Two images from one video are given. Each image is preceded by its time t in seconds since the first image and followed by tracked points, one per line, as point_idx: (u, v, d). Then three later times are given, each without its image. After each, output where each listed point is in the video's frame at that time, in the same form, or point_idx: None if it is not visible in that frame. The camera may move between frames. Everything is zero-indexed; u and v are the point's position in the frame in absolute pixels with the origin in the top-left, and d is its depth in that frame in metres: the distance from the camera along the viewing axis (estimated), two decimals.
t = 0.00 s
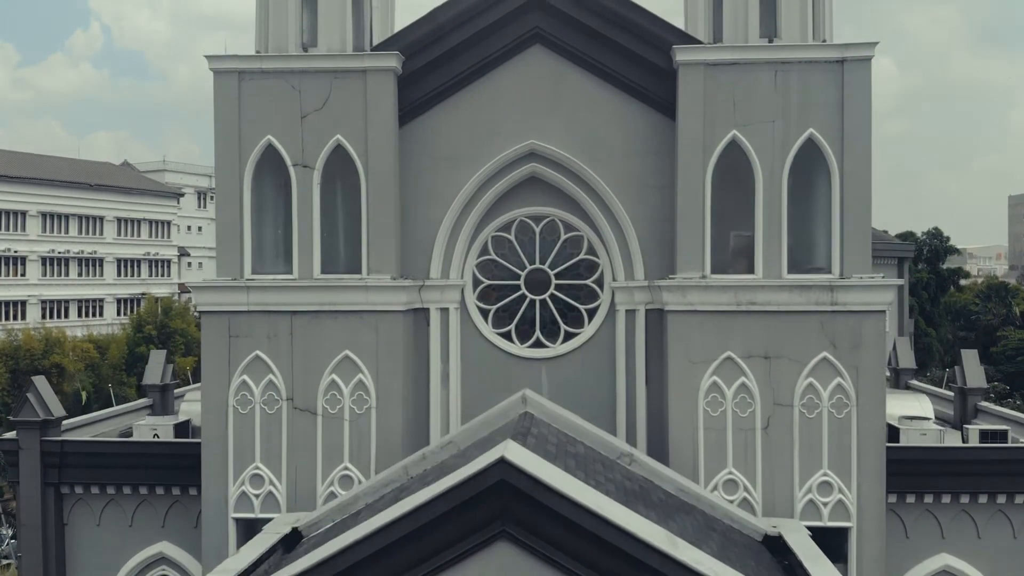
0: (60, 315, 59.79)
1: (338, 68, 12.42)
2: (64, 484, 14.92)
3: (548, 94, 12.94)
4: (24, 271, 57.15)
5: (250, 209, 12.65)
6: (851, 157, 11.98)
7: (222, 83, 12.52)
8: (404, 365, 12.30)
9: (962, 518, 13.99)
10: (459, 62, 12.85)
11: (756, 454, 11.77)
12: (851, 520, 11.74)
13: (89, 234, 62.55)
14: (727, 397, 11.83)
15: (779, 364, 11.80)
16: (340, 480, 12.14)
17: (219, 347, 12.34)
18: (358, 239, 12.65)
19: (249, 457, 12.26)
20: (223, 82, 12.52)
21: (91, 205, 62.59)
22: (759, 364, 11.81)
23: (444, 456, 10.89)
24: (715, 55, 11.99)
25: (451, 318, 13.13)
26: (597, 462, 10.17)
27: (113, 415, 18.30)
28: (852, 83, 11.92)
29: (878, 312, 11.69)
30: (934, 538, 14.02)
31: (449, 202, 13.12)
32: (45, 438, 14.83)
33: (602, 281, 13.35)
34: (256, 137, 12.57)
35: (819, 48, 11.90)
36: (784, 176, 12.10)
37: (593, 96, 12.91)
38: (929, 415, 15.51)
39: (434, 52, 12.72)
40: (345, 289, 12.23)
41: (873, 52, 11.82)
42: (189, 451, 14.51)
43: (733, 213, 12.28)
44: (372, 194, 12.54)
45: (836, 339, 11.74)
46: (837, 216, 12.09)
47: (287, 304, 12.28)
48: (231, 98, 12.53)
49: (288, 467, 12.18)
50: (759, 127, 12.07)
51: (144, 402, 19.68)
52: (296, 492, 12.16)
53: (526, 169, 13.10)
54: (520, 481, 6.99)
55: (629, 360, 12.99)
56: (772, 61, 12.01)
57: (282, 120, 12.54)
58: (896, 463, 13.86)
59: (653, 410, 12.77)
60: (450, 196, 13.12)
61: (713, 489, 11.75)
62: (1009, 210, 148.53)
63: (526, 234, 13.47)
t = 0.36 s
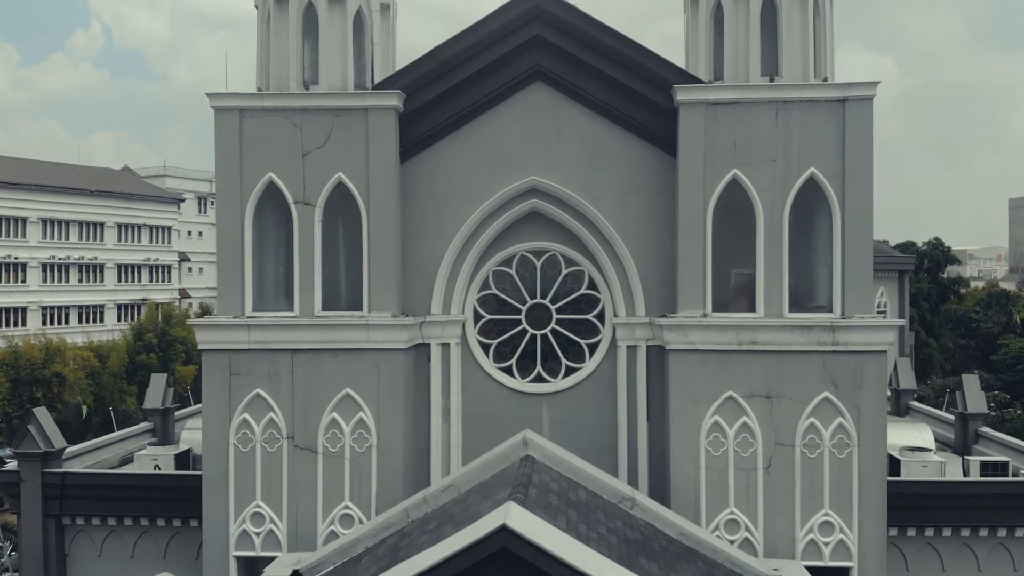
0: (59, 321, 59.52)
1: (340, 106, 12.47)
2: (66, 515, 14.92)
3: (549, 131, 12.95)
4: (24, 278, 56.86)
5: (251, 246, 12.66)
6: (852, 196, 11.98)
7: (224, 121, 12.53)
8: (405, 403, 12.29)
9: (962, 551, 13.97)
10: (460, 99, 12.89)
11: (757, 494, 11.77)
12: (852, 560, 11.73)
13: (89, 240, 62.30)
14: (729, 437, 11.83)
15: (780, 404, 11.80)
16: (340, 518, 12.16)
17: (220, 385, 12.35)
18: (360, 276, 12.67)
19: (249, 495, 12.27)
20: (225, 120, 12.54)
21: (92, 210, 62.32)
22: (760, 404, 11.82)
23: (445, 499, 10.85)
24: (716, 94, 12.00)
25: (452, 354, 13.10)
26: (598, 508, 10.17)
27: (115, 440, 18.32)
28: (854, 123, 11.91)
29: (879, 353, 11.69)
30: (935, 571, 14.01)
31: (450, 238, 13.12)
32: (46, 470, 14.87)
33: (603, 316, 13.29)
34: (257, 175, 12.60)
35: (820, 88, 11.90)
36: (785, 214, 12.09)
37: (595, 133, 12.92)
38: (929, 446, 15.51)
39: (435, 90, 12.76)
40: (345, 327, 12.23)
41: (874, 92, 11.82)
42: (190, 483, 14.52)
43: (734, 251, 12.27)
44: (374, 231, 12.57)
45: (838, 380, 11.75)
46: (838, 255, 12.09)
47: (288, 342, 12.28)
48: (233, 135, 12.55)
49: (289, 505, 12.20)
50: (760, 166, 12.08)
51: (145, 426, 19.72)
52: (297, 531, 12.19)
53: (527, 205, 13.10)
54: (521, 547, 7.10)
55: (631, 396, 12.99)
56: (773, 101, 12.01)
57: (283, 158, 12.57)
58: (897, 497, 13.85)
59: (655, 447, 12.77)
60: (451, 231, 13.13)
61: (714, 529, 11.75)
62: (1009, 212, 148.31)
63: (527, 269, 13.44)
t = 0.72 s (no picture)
0: (59, 328, 59.31)
1: (342, 147, 12.51)
2: (67, 548, 14.91)
3: (550, 170, 12.98)
4: (24, 284, 56.72)
5: (252, 286, 12.69)
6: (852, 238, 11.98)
7: (226, 161, 12.56)
8: (407, 444, 12.28)
9: None
10: (461, 139, 12.97)
11: (758, 536, 11.78)
12: None
13: (89, 247, 62.13)
14: (730, 479, 11.84)
15: (781, 446, 11.81)
16: (341, 560, 12.17)
17: (221, 426, 12.37)
18: (361, 316, 12.67)
19: (250, 536, 12.29)
20: (227, 160, 12.56)
21: (94, 217, 62.38)
22: (762, 446, 11.82)
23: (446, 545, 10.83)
24: (715, 136, 12.03)
25: (453, 392, 13.08)
26: (599, 557, 10.15)
27: (116, 467, 18.34)
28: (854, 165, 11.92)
29: (881, 395, 11.69)
30: None
31: (451, 276, 13.13)
32: (48, 503, 14.89)
33: (604, 353, 13.25)
34: (259, 215, 12.62)
35: (820, 129, 11.91)
36: (786, 256, 12.11)
37: (595, 172, 12.94)
38: (931, 479, 15.51)
39: (437, 130, 12.85)
40: (347, 369, 12.22)
41: (875, 134, 11.82)
42: (192, 517, 14.52)
43: (735, 292, 12.27)
44: (375, 271, 12.58)
45: (839, 422, 11.75)
46: (839, 296, 12.09)
47: (288, 384, 12.28)
48: (234, 176, 12.56)
49: (290, 546, 12.22)
50: (760, 208, 12.11)
51: (146, 452, 19.75)
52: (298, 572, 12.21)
53: (527, 243, 13.11)
54: None
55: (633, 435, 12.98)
56: (774, 142, 12.03)
57: (284, 198, 12.59)
58: (898, 533, 13.85)
59: (655, 486, 12.80)
60: (452, 269, 13.15)
61: (715, 572, 11.76)
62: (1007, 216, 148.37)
63: (527, 306, 13.42)
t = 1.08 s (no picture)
0: (59, 335, 55.86)
1: (343, 188, 12.54)
2: None
3: (551, 210, 13.00)
4: (25, 292, 53.18)
5: (254, 327, 12.71)
6: (853, 281, 11.99)
7: (227, 202, 12.59)
8: (407, 486, 12.29)
9: None
10: (462, 179, 13.00)
11: None
12: None
13: (90, 253, 58.14)
14: (731, 523, 11.86)
15: (782, 490, 11.83)
16: None
17: (222, 468, 12.38)
18: (362, 357, 12.69)
19: None
20: (229, 203, 12.60)
21: (92, 225, 58.32)
22: (762, 490, 11.84)
23: None
24: (716, 179, 12.05)
25: (453, 431, 13.07)
26: None
27: (117, 495, 18.34)
28: (855, 209, 11.93)
29: (881, 439, 11.70)
30: None
31: (452, 315, 13.12)
32: (49, 538, 14.93)
33: (605, 392, 13.25)
34: (261, 256, 12.63)
35: (820, 173, 11.92)
36: (787, 298, 12.12)
37: (596, 212, 12.96)
38: (932, 513, 15.51)
39: (437, 171, 12.89)
40: (348, 411, 12.22)
41: (875, 179, 11.84)
42: (192, 553, 14.52)
43: (736, 334, 12.28)
44: (376, 312, 12.57)
45: (840, 466, 11.76)
46: (840, 339, 12.09)
47: (289, 426, 12.30)
48: (236, 217, 12.59)
49: None
50: (761, 251, 12.11)
51: (147, 478, 19.77)
52: None
53: (528, 282, 13.10)
54: None
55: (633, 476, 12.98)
56: (775, 186, 12.04)
57: (286, 240, 12.61)
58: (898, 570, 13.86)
59: (655, 525, 12.82)
60: (453, 308, 13.16)
61: None
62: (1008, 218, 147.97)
63: (528, 344, 13.40)
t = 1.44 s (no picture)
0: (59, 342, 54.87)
1: (345, 229, 12.56)
2: None
3: (551, 249, 13.01)
4: (26, 299, 52.24)
5: (255, 367, 12.72)
6: (853, 323, 12.00)
7: (229, 242, 12.61)
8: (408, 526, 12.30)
9: None
10: (463, 218, 13.03)
11: None
12: None
13: (91, 260, 57.17)
14: (732, 565, 11.88)
15: (782, 532, 11.84)
16: None
17: (223, 507, 12.39)
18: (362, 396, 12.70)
19: None
20: (230, 243, 12.61)
21: (92, 231, 57.13)
22: (763, 531, 11.85)
23: None
24: (716, 221, 12.07)
25: (454, 470, 13.07)
26: None
27: (119, 522, 18.33)
28: (855, 251, 11.94)
29: (883, 481, 11.71)
30: None
31: (453, 352, 13.12)
32: (50, 572, 14.96)
33: (607, 429, 13.23)
34: (262, 296, 12.64)
35: (821, 215, 11.92)
36: (788, 339, 12.12)
37: (596, 250, 12.95)
38: (932, 545, 15.51)
39: (438, 210, 12.94)
40: (349, 452, 12.22)
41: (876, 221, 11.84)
42: None
43: (737, 374, 12.29)
44: (377, 352, 12.56)
45: (841, 508, 11.76)
46: (841, 380, 12.10)
47: (290, 466, 12.31)
48: (237, 257, 12.60)
49: None
50: (761, 292, 12.12)
51: (148, 503, 19.77)
52: None
53: (529, 319, 13.08)
54: None
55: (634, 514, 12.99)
56: (775, 227, 12.05)
57: (286, 279, 12.61)
58: None
59: (656, 564, 12.83)
60: (454, 346, 13.14)
61: None
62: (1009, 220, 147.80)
63: (529, 381, 13.37)
